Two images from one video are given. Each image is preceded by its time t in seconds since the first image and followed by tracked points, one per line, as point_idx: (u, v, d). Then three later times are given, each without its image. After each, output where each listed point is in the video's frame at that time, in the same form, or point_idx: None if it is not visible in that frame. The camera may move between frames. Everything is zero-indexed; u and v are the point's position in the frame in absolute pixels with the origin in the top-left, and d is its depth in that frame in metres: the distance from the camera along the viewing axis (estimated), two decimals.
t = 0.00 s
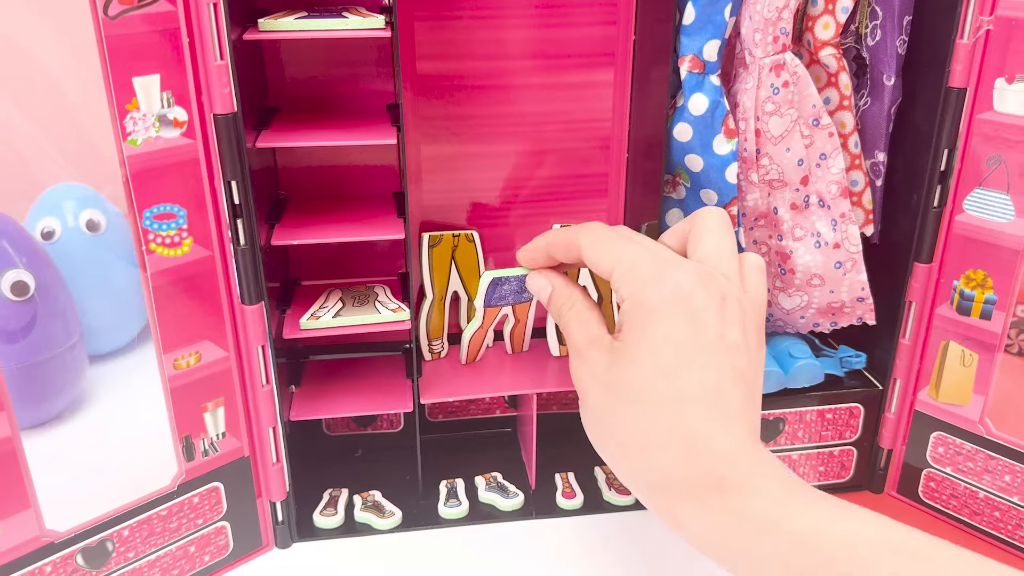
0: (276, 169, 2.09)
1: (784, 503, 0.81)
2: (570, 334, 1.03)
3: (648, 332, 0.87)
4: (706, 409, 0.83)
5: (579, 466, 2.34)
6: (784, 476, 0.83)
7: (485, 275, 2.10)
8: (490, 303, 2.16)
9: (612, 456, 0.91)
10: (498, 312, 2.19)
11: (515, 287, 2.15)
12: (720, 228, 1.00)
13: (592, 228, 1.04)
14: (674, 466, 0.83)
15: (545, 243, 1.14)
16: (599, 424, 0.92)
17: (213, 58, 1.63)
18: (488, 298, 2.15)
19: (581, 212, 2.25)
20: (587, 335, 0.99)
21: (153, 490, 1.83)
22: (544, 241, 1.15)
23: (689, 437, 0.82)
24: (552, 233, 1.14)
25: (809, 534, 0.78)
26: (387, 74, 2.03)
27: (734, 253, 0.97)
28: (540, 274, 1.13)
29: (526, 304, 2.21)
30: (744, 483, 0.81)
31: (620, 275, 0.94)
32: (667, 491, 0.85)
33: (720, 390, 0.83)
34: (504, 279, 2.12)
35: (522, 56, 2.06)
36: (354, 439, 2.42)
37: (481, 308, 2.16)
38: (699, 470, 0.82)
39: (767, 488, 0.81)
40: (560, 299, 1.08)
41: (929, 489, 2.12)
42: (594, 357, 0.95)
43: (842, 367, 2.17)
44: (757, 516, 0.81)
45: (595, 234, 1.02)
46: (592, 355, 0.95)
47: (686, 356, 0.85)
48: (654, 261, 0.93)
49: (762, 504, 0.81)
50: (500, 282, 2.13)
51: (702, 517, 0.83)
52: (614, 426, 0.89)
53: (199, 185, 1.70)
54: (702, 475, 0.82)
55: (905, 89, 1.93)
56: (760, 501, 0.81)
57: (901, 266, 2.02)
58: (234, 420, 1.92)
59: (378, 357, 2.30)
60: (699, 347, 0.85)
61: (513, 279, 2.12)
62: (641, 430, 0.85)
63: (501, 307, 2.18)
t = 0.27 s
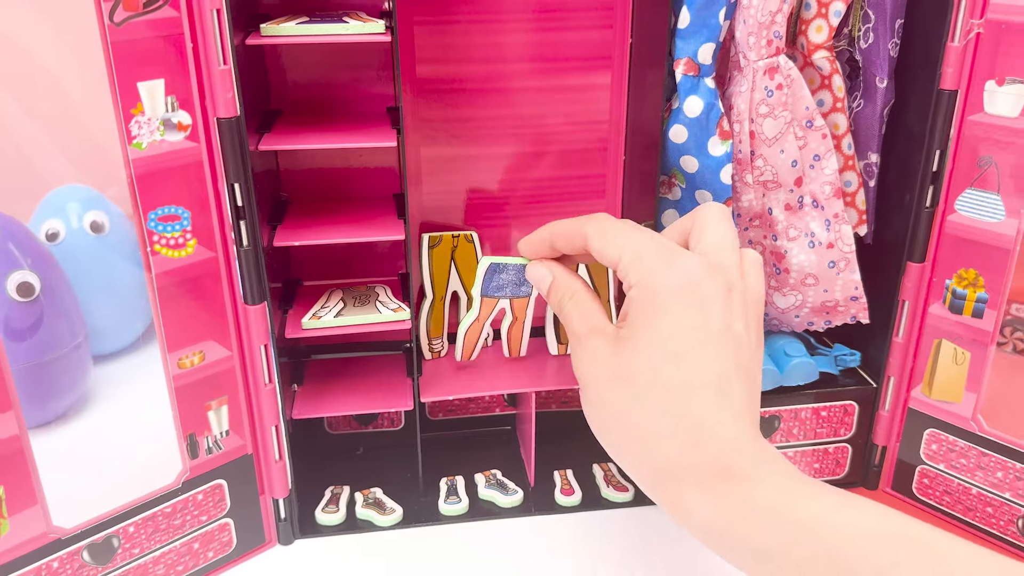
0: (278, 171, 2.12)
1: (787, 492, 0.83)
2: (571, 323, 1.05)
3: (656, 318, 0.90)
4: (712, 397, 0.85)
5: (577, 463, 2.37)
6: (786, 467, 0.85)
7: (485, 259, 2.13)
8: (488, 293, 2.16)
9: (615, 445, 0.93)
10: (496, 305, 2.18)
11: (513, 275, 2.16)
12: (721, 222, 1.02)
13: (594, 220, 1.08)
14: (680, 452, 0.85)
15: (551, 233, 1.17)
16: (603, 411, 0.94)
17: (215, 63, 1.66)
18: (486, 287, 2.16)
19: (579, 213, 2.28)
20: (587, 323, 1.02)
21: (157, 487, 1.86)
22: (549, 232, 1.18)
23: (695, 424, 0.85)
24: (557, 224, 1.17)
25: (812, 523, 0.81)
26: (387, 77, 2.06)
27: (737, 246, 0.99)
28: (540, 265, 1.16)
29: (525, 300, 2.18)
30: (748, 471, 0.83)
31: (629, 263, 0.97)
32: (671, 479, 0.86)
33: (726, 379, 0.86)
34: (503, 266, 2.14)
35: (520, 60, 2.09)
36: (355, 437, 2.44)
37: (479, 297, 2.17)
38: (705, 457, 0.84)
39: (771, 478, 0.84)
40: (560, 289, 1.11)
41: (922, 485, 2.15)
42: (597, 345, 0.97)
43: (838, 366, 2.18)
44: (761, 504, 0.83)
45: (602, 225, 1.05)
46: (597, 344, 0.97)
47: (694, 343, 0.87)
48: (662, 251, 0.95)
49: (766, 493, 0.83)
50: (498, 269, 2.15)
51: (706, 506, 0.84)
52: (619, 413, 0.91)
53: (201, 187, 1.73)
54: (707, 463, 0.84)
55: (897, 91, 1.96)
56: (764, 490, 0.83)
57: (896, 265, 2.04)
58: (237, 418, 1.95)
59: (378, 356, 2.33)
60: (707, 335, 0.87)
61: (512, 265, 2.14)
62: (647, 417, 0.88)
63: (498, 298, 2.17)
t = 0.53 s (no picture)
0: (281, 172, 2.15)
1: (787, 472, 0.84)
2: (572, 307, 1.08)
3: (658, 297, 0.93)
4: (714, 375, 0.88)
5: (576, 459, 2.41)
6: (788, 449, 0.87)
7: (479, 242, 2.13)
8: (484, 280, 2.15)
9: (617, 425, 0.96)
10: (494, 295, 2.16)
11: (509, 262, 2.13)
12: (718, 209, 1.07)
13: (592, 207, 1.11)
14: (681, 429, 0.88)
15: (547, 222, 1.20)
16: (605, 392, 0.96)
17: (220, 66, 1.69)
18: (481, 272, 2.15)
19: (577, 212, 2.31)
20: (585, 305, 1.05)
21: (163, 483, 1.90)
22: (545, 221, 1.20)
23: (697, 401, 0.88)
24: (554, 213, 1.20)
25: (812, 501, 0.81)
26: (388, 80, 2.10)
27: (735, 234, 1.03)
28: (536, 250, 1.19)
29: (523, 292, 2.15)
30: (748, 449, 0.86)
31: (629, 245, 1.01)
32: (673, 456, 0.89)
33: (727, 359, 0.89)
34: (497, 252, 2.13)
35: (519, 62, 2.13)
36: (357, 434, 2.48)
37: (476, 285, 2.16)
38: (706, 433, 0.87)
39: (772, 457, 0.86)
40: (556, 274, 1.14)
41: (916, 480, 2.18)
42: (598, 325, 1.00)
43: (831, 362, 2.26)
44: (761, 482, 0.84)
45: (603, 210, 1.08)
46: (599, 326, 1.00)
47: (695, 323, 0.91)
48: (665, 236, 0.99)
49: (765, 471, 0.85)
50: (493, 254, 2.14)
51: (708, 482, 0.86)
52: (621, 392, 0.94)
53: (207, 188, 1.77)
54: (707, 438, 0.87)
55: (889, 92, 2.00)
56: (764, 468, 0.85)
57: (889, 264, 2.09)
58: (241, 415, 1.98)
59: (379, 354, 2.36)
60: (708, 315, 0.91)
61: (507, 251, 2.13)
62: (648, 394, 0.90)
63: (495, 286, 2.15)
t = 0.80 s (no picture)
0: (286, 179, 2.22)
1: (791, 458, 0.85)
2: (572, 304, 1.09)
3: (660, 285, 0.95)
4: (716, 364, 0.89)
5: (573, 457, 2.47)
6: (792, 439, 0.88)
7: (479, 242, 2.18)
8: (485, 281, 2.19)
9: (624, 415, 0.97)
10: (495, 296, 2.20)
11: (509, 262, 2.18)
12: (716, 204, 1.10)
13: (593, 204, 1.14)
14: (686, 416, 0.89)
15: (548, 221, 1.22)
16: (608, 382, 0.98)
17: (229, 79, 1.75)
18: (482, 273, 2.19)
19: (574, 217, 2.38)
20: (585, 298, 1.06)
21: (173, 481, 1.96)
22: (545, 221, 1.23)
23: (700, 390, 0.89)
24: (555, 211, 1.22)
25: (817, 486, 0.81)
26: (389, 89, 2.17)
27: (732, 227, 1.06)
28: (536, 250, 1.21)
29: (524, 294, 2.18)
30: (753, 436, 0.87)
31: (631, 236, 1.03)
32: (680, 444, 0.90)
33: (728, 346, 0.90)
34: (497, 251, 2.18)
35: (516, 72, 2.19)
36: (360, 433, 2.54)
37: (478, 285, 2.21)
38: (711, 418, 0.89)
39: (776, 443, 0.87)
40: (555, 270, 1.16)
41: (904, 477, 2.24)
42: (598, 316, 1.01)
43: (822, 362, 2.33)
44: (764, 470, 0.85)
45: (606, 205, 1.11)
46: (600, 320, 1.01)
47: (698, 311, 0.92)
48: (667, 229, 1.02)
49: (768, 459, 0.86)
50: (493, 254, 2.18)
51: (716, 469, 0.87)
52: (625, 383, 0.95)
53: (215, 196, 1.83)
54: (711, 425, 0.88)
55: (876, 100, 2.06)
56: (769, 455, 0.86)
57: (876, 266, 2.15)
58: (248, 415, 2.05)
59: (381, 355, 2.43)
60: (711, 305, 0.93)
61: (506, 250, 2.18)
62: (652, 381, 0.91)
63: (496, 286, 2.20)
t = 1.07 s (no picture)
0: (292, 176, 2.30)
1: (804, 422, 0.92)
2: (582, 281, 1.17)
3: (671, 251, 1.06)
4: (726, 324, 0.99)
5: (570, 446, 2.55)
6: (803, 406, 0.95)
7: (478, 225, 2.17)
8: (485, 263, 2.20)
9: (641, 385, 1.04)
10: (495, 279, 2.23)
11: (508, 244, 2.18)
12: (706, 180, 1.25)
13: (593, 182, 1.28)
14: (699, 373, 0.97)
15: (550, 199, 1.34)
16: (626, 353, 1.05)
17: (237, 80, 1.84)
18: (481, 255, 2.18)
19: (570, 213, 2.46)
20: (587, 270, 1.17)
21: (184, 466, 2.04)
22: (547, 199, 1.34)
23: (716, 356, 0.98)
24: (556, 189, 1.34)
25: (829, 447, 0.88)
26: (391, 89, 2.25)
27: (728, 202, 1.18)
28: (535, 230, 1.32)
29: (524, 276, 2.22)
30: (766, 399, 0.95)
31: (639, 206, 1.15)
32: (696, 409, 0.97)
33: (736, 310, 1.00)
34: (497, 233, 2.17)
35: (514, 72, 2.27)
36: (364, 423, 2.62)
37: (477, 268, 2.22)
38: (726, 384, 0.97)
39: (787, 407, 0.94)
40: (556, 246, 1.27)
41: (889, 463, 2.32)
42: (608, 285, 1.10)
43: (808, 352, 2.42)
44: (771, 423, 0.93)
45: (607, 181, 1.24)
46: (616, 293, 1.09)
47: (707, 276, 1.02)
48: (671, 197, 1.13)
49: (774, 414, 0.94)
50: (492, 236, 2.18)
51: (731, 430, 0.94)
52: (643, 353, 1.02)
53: (225, 191, 1.91)
54: (722, 383, 0.96)
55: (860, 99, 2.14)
56: (781, 419, 0.93)
57: (861, 259, 2.23)
58: (255, 403, 2.13)
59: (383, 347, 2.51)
60: (718, 272, 1.03)
61: (506, 233, 2.17)
62: (665, 341, 1.00)
63: (495, 268, 2.21)
